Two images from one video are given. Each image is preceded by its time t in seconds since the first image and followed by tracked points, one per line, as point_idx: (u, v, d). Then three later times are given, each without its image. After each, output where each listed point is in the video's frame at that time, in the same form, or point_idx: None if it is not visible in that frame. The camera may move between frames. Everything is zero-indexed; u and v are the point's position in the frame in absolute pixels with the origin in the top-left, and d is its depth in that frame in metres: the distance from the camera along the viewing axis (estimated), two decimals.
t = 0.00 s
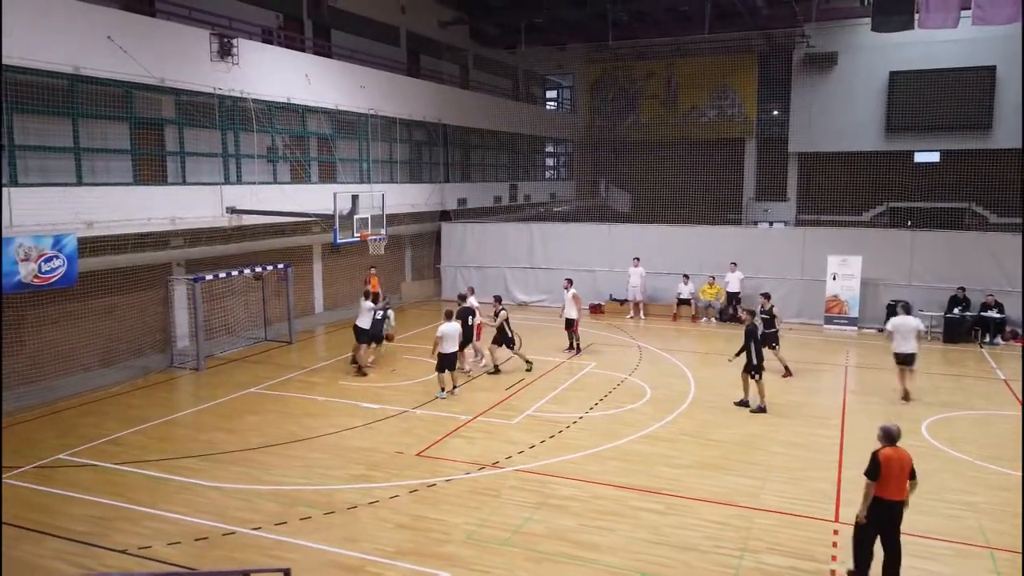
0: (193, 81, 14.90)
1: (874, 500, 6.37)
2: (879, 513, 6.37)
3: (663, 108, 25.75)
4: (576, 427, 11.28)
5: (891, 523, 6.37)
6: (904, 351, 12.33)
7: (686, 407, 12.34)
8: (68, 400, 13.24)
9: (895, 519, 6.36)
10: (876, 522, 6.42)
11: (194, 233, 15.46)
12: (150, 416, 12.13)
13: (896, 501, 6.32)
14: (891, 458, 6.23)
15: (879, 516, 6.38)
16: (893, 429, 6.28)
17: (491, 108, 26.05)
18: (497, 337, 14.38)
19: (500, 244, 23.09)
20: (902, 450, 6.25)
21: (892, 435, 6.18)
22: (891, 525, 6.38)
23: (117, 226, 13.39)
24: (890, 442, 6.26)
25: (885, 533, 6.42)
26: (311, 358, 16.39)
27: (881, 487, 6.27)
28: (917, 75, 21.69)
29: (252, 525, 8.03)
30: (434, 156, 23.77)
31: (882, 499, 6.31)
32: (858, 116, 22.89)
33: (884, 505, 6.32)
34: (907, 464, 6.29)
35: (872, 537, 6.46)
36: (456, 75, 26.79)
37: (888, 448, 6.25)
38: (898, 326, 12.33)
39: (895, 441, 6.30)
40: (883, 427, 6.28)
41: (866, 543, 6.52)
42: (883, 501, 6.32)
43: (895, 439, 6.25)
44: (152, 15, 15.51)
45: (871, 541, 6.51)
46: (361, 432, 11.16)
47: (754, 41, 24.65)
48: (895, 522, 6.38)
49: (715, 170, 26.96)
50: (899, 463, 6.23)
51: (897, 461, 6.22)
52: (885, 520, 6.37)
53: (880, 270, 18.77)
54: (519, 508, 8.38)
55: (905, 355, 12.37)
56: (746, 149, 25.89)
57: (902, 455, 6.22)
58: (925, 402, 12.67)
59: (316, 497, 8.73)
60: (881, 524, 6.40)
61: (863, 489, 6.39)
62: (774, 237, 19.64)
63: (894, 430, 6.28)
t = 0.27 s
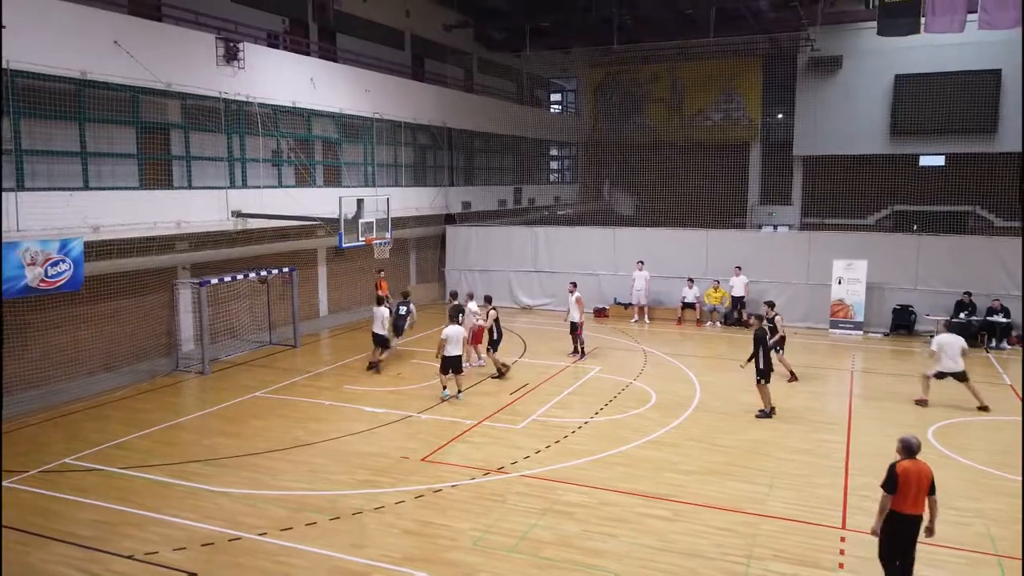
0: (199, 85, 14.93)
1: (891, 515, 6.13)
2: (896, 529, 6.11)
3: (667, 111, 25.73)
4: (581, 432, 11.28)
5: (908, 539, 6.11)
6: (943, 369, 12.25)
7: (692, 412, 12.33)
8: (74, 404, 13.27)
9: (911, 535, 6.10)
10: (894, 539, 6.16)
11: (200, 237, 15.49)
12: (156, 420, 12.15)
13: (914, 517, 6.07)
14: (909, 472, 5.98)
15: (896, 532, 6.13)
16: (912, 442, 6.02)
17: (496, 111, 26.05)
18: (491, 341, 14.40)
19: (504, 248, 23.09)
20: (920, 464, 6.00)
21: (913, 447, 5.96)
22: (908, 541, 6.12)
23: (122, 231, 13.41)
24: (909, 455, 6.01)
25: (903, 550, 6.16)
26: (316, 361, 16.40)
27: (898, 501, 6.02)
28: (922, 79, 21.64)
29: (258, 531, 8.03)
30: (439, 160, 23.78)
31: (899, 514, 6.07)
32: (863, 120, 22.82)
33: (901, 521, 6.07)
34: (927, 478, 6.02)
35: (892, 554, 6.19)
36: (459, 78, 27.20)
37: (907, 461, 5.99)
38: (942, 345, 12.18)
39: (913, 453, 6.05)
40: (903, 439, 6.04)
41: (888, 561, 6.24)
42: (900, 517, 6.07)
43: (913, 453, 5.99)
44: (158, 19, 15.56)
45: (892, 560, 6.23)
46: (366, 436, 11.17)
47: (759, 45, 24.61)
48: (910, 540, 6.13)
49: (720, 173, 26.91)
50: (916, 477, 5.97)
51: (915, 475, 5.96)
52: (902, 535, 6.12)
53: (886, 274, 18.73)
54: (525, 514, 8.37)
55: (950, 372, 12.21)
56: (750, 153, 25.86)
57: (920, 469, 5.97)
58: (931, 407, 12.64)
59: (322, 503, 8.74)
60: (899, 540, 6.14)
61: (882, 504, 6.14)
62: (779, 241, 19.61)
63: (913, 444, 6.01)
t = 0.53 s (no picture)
0: (203, 90, 14.95)
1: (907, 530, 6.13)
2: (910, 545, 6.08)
3: (669, 116, 25.75)
4: (585, 437, 11.27)
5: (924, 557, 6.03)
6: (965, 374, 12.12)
7: (695, 417, 12.32)
8: (79, 408, 13.28)
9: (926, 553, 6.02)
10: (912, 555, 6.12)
11: (203, 241, 15.50)
12: (160, 425, 12.16)
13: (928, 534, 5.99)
14: (919, 485, 5.98)
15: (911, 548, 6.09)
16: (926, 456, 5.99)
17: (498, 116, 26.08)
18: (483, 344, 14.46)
19: (507, 252, 23.08)
20: (933, 480, 5.96)
21: (921, 460, 5.93)
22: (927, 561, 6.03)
23: (125, 235, 13.42)
24: (922, 469, 5.99)
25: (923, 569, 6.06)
26: (319, 366, 16.38)
27: (908, 515, 6.04)
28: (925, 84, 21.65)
29: (262, 536, 8.03)
30: (441, 164, 23.80)
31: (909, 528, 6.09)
32: (866, 124, 22.81)
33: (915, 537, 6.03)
34: (943, 495, 5.93)
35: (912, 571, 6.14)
36: (461, 83, 27.39)
37: (919, 475, 6.00)
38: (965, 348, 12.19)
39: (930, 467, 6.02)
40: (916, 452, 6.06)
41: None
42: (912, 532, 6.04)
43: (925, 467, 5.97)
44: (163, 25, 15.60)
45: None
46: (369, 441, 11.16)
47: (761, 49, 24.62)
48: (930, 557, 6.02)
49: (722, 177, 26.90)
50: (927, 492, 5.94)
51: (924, 490, 5.95)
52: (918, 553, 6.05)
53: (889, 279, 18.72)
54: (529, 520, 8.36)
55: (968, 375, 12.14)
56: (752, 157, 25.87)
57: (931, 485, 5.93)
58: (935, 412, 12.62)
59: (327, 508, 8.73)
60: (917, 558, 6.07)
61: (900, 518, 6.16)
62: (782, 246, 19.60)
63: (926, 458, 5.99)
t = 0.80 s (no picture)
0: (204, 94, 14.98)
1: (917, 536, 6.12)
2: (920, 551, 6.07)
3: (669, 120, 25.81)
4: (585, 442, 11.25)
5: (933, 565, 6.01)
6: (965, 380, 12.05)
7: (696, 421, 12.30)
8: (77, 412, 13.25)
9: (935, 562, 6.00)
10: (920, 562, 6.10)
11: (203, 245, 15.51)
12: (159, 429, 12.11)
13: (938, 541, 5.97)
14: (929, 491, 5.97)
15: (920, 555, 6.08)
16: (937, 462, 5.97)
17: (498, 120, 26.12)
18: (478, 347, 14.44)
19: (506, 256, 23.10)
20: (946, 486, 5.94)
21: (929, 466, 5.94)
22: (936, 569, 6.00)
23: (126, 239, 13.42)
24: (932, 475, 5.98)
25: None
26: (318, 370, 16.36)
27: (918, 521, 6.03)
28: (924, 89, 21.72)
29: (262, 540, 8.01)
30: (441, 169, 23.83)
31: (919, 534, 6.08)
32: (864, 129, 22.87)
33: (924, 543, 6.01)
34: (952, 502, 5.91)
35: None
36: (461, 87, 27.25)
37: (930, 480, 5.99)
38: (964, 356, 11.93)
39: (940, 474, 6.01)
40: (926, 456, 6.05)
41: None
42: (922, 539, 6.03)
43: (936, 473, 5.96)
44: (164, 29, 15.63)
45: None
46: (369, 446, 11.14)
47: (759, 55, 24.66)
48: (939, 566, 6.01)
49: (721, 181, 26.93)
50: (939, 498, 5.93)
51: (935, 496, 5.93)
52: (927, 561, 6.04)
53: (888, 283, 18.74)
54: (530, 525, 8.34)
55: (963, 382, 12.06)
56: (751, 162, 25.92)
57: (944, 491, 5.92)
58: (937, 417, 12.60)
59: (327, 513, 8.71)
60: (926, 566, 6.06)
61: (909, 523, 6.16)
62: (782, 251, 19.62)
63: (937, 463, 5.98)
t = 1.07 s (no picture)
0: (204, 99, 15.00)
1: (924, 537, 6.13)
2: (925, 553, 6.08)
3: (668, 124, 25.84)
4: (585, 446, 11.25)
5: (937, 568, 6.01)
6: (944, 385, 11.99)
7: (695, 425, 12.30)
8: (77, 417, 13.23)
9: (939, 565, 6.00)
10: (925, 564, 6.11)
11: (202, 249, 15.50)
12: (158, 433, 12.10)
13: (943, 546, 5.96)
14: (938, 494, 5.97)
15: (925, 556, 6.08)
16: (949, 466, 5.95)
17: (497, 124, 26.17)
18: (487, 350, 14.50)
19: (506, 260, 23.12)
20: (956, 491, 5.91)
21: (943, 469, 5.92)
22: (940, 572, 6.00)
23: (125, 243, 13.41)
24: (944, 479, 5.96)
25: None
26: (318, 374, 16.35)
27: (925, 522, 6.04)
28: (922, 93, 21.76)
29: (262, 545, 8.00)
30: (440, 173, 23.85)
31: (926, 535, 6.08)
32: (862, 134, 22.91)
33: (929, 545, 6.02)
34: (961, 508, 5.89)
35: None
36: (460, 92, 27.67)
37: (940, 483, 5.97)
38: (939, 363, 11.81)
39: (952, 477, 5.99)
40: (939, 459, 6.03)
41: None
42: (928, 540, 6.04)
43: (947, 476, 5.94)
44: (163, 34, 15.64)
45: None
46: (369, 450, 11.13)
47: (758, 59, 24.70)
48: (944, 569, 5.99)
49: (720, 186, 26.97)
50: (948, 503, 5.91)
51: (943, 499, 5.92)
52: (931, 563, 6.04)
53: (887, 287, 18.78)
54: (529, 529, 8.33)
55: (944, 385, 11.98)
56: (750, 166, 25.97)
57: (954, 495, 5.90)
58: (936, 421, 12.60)
59: (326, 517, 8.70)
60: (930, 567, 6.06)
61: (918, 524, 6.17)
62: (781, 255, 19.64)
63: (950, 467, 5.96)
